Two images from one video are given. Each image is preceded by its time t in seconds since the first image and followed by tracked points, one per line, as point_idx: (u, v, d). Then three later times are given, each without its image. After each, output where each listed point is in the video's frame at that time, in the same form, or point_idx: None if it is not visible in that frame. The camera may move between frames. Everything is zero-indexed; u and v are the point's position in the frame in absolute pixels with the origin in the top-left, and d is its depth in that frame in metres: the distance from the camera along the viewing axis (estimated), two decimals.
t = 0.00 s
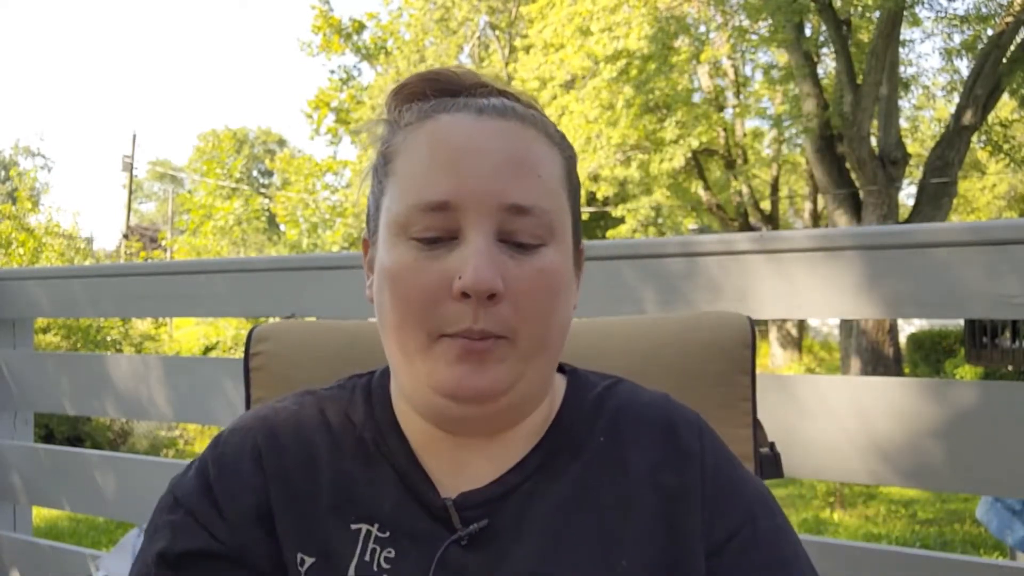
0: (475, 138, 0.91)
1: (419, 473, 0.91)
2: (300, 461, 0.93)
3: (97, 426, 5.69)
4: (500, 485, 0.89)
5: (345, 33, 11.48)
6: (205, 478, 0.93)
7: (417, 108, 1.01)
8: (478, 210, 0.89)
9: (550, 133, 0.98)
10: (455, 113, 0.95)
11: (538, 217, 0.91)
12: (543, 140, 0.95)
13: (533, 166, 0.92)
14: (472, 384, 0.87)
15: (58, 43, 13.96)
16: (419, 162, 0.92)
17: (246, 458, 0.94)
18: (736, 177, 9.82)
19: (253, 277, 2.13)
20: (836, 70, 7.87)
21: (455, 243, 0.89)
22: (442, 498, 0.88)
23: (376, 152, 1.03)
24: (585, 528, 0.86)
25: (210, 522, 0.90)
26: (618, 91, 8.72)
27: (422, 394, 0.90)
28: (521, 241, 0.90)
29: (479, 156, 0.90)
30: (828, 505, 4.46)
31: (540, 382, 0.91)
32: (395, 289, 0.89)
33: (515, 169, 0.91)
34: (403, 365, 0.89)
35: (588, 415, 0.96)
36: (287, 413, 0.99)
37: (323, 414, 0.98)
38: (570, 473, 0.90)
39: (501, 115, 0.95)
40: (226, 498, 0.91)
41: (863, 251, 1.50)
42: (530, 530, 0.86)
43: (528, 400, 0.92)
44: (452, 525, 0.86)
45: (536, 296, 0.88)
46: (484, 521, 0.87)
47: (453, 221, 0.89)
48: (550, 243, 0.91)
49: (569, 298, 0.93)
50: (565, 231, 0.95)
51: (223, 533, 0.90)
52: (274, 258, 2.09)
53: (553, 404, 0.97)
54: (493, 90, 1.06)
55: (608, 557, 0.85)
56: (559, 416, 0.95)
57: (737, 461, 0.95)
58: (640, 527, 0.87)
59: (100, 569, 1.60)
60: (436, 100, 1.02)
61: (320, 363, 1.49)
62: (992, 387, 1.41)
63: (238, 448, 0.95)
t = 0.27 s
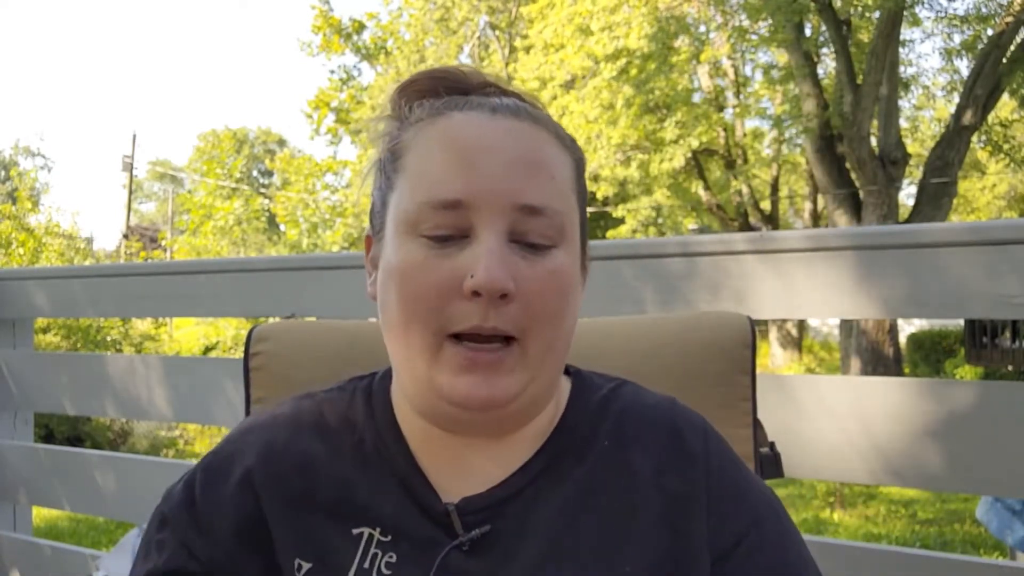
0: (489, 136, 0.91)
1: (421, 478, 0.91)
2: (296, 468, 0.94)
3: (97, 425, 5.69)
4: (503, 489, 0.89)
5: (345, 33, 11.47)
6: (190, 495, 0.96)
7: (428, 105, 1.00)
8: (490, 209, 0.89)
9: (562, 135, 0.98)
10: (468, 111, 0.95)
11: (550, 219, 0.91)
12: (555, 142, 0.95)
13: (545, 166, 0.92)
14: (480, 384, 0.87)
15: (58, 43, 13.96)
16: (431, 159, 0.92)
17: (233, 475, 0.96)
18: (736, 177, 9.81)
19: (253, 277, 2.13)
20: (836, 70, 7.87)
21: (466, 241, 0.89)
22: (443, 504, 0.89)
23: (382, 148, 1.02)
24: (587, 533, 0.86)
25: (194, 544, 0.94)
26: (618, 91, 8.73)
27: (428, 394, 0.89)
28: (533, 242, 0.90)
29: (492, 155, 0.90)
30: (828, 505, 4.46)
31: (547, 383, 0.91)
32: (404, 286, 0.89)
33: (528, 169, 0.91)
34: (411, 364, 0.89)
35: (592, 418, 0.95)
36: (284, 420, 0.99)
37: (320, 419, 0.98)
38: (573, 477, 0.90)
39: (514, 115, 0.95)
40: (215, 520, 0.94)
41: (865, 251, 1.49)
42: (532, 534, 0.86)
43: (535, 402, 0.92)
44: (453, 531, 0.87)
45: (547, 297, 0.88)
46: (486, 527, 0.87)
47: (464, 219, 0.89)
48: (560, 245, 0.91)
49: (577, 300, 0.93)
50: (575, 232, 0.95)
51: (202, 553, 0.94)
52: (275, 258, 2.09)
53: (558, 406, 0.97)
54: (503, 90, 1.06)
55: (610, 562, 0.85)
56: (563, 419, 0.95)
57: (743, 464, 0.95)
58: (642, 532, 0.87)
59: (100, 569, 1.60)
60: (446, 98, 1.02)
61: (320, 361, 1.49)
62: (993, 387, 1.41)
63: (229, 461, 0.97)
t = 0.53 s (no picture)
0: (496, 137, 0.91)
1: (416, 482, 0.91)
2: (289, 473, 0.94)
3: (97, 426, 5.70)
4: (498, 494, 0.89)
5: (345, 33, 11.46)
6: (185, 502, 0.97)
7: (432, 104, 1.00)
8: (494, 210, 0.89)
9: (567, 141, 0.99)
10: (475, 111, 0.95)
11: (554, 223, 0.92)
12: (559, 146, 0.96)
13: (550, 170, 0.93)
14: (481, 385, 0.87)
15: (58, 43, 13.96)
16: (434, 157, 0.92)
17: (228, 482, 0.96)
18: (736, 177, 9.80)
19: (253, 277, 2.13)
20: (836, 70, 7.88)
21: (468, 242, 0.88)
22: (439, 508, 0.89)
23: (382, 144, 1.02)
24: (583, 536, 0.87)
25: (187, 552, 0.94)
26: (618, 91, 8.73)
27: (426, 395, 0.89)
28: (535, 245, 0.90)
29: (498, 154, 0.90)
30: (829, 505, 4.46)
31: (545, 387, 0.91)
32: (403, 285, 0.88)
33: (534, 172, 0.91)
34: (409, 363, 0.89)
35: (589, 420, 0.96)
36: (277, 423, 0.99)
37: (315, 423, 0.98)
38: (571, 477, 0.91)
39: (520, 117, 0.95)
40: (209, 530, 0.94)
41: (864, 252, 1.50)
42: (530, 537, 0.86)
43: (532, 405, 0.92)
44: (447, 536, 0.87)
45: (548, 303, 0.88)
46: (480, 531, 0.87)
47: (466, 220, 0.89)
48: (562, 249, 0.92)
49: (576, 305, 0.93)
50: (575, 237, 0.95)
51: (198, 561, 0.94)
52: (275, 258, 2.09)
53: (555, 408, 0.97)
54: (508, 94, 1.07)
55: (608, 565, 0.85)
56: (560, 419, 0.95)
57: (743, 463, 0.95)
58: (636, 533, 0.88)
59: (100, 569, 1.60)
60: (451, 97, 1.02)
61: (320, 361, 1.49)
62: (995, 386, 1.41)
63: (224, 465, 0.97)
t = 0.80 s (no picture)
0: (492, 140, 0.91)
1: (412, 482, 0.91)
2: (285, 474, 0.94)
3: (97, 426, 5.70)
4: (495, 494, 0.89)
5: (345, 33, 11.46)
6: (181, 502, 0.96)
7: (426, 105, 1.00)
8: (492, 215, 0.89)
9: (563, 140, 0.99)
10: (469, 113, 0.95)
11: (552, 225, 0.91)
12: (555, 146, 0.96)
13: (547, 171, 0.92)
14: (479, 390, 0.87)
15: (58, 44, 13.96)
16: (430, 160, 0.92)
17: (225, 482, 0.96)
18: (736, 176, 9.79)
19: (253, 276, 2.13)
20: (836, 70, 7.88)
21: (467, 247, 0.88)
22: (434, 509, 0.89)
23: (376, 146, 1.02)
24: (579, 536, 0.87)
25: (186, 551, 0.94)
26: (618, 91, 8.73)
27: (424, 399, 0.89)
28: (534, 248, 0.90)
29: (495, 156, 0.90)
30: (828, 505, 4.46)
31: (543, 390, 0.91)
32: (401, 290, 0.88)
33: (532, 174, 0.91)
34: (407, 368, 0.89)
35: (587, 421, 0.95)
36: (273, 424, 0.99)
37: (311, 423, 0.99)
38: (568, 478, 0.91)
39: (516, 118, 0.94)
40: (208, 529, 0.94)
41: (862, 252, 1.50)
42: (528, 537, 0.86)
43: (530, 408, 0.92)
44: (442, 536, 0.87)
45: (547, 306, 0.88)
46: (476, 532, 0.87)
47: (465, 224, 0.89)
48: (560, 251, 0.92)
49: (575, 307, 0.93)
50: (573, 237, 0.95)
51: (196, 561, 0.94)
52: (275, 258, 2.09)
53: (552, 407, 0.97)
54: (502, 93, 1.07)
55: (605, 567, 0.85)
56: (557, 419, 0.95)
57: (741, 464, 0.95)
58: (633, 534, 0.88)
59: (100, 569, 1.59)
60: (445, 97, 1.01)
61: (319, 361, 1.49)
62: (994, 386, 1.41)
63: (220, 466, 0.97)
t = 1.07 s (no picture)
0: (495, 142, 0.91)
1: (410, 484, 0.91)
2: (282, 475, 0.95)
3: (97, 426, 5.70)
4: (494, 495, 0.89)
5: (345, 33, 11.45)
6: (180, 503, 0.97)
7: (426, 105, 1.00)
8: (495, 219, 0.89)
9: (564, 141, 0.98)
10: (471, 115, 0.95)
11: (554, 229, 0.91)
12: (556, 147, 0.95)
13: (549, 173, 0.92)
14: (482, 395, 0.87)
15: (58, 44, 13.95)
16: (432, 163, 0.92)
17: (222, 483, 0.96)
18: (736, 176, 9.78)
19: (252, 276, 2.13)
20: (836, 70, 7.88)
21: (470, 252, 0.88)
22: (432, 511, 0.89)
23: (376, 147, 1.02)
24: (578, 538, 0.87)
25: (184, 552, 0.95)
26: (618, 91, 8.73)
27: (427, 404, 0.89)
28: (538, 252, 0.90)
29: (498, 160, 0.89)
30: (828, 505, 4.46)
31: (545, 394, 0.91)
32: (403, 294, 0.88)
33: (534, 177, 0.90)
34: (410, 372, 0.89)
35: (586, 422, 0.96)
36: (271, 424, 0.99)
37: (309, 423, 0.99)
38: (567, 479, 0.91)
39: (518, 120, 0.94)
40: (207, 530, 0.95)
41: (862, 252, 1.50)
42: (525, 538, 0.86)
43: (531, 411, 0.92)
44: (440, 538, 0.87)
45: (550, 311, 0.88)
46: (474, 534, 0.87)
47: (468, 228, 0.89)
48: (563, 254, 0.92)
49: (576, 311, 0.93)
50: (575, 240, 0.95)
51: (195, 562, 0.95)
52: (274, 258, 2.09)
53: (551, 407, 0.97)
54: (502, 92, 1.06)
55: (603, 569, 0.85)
56: (556, 420, 0.95)
57: (741, 465, 0.95)
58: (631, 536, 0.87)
59: (99, 569, 1.59)
60: (445, 97, 1.01)
61: (317, 360, 1.50)
62: (995, 387, 1.40)
63: (217, 467, 0.97)
